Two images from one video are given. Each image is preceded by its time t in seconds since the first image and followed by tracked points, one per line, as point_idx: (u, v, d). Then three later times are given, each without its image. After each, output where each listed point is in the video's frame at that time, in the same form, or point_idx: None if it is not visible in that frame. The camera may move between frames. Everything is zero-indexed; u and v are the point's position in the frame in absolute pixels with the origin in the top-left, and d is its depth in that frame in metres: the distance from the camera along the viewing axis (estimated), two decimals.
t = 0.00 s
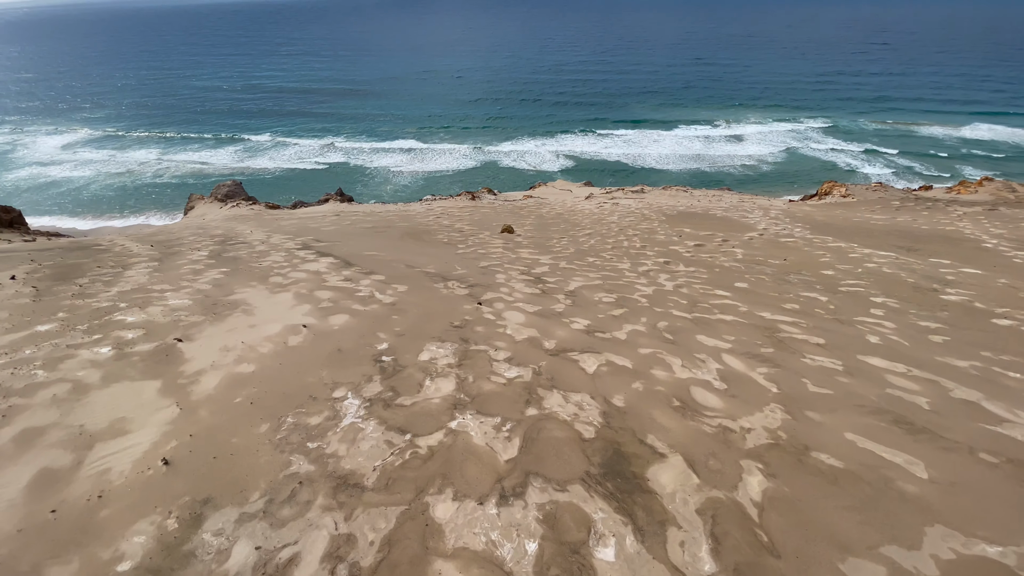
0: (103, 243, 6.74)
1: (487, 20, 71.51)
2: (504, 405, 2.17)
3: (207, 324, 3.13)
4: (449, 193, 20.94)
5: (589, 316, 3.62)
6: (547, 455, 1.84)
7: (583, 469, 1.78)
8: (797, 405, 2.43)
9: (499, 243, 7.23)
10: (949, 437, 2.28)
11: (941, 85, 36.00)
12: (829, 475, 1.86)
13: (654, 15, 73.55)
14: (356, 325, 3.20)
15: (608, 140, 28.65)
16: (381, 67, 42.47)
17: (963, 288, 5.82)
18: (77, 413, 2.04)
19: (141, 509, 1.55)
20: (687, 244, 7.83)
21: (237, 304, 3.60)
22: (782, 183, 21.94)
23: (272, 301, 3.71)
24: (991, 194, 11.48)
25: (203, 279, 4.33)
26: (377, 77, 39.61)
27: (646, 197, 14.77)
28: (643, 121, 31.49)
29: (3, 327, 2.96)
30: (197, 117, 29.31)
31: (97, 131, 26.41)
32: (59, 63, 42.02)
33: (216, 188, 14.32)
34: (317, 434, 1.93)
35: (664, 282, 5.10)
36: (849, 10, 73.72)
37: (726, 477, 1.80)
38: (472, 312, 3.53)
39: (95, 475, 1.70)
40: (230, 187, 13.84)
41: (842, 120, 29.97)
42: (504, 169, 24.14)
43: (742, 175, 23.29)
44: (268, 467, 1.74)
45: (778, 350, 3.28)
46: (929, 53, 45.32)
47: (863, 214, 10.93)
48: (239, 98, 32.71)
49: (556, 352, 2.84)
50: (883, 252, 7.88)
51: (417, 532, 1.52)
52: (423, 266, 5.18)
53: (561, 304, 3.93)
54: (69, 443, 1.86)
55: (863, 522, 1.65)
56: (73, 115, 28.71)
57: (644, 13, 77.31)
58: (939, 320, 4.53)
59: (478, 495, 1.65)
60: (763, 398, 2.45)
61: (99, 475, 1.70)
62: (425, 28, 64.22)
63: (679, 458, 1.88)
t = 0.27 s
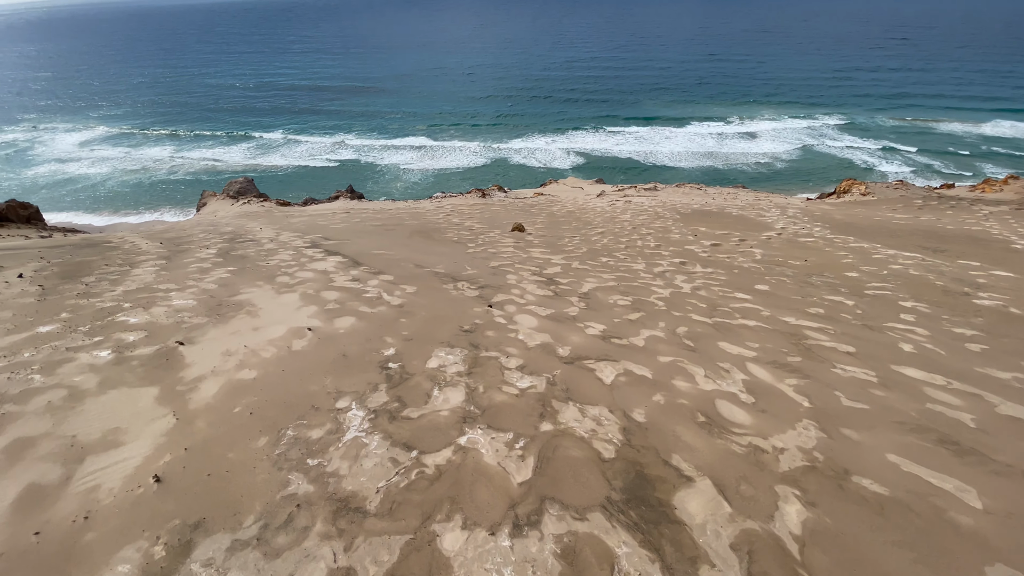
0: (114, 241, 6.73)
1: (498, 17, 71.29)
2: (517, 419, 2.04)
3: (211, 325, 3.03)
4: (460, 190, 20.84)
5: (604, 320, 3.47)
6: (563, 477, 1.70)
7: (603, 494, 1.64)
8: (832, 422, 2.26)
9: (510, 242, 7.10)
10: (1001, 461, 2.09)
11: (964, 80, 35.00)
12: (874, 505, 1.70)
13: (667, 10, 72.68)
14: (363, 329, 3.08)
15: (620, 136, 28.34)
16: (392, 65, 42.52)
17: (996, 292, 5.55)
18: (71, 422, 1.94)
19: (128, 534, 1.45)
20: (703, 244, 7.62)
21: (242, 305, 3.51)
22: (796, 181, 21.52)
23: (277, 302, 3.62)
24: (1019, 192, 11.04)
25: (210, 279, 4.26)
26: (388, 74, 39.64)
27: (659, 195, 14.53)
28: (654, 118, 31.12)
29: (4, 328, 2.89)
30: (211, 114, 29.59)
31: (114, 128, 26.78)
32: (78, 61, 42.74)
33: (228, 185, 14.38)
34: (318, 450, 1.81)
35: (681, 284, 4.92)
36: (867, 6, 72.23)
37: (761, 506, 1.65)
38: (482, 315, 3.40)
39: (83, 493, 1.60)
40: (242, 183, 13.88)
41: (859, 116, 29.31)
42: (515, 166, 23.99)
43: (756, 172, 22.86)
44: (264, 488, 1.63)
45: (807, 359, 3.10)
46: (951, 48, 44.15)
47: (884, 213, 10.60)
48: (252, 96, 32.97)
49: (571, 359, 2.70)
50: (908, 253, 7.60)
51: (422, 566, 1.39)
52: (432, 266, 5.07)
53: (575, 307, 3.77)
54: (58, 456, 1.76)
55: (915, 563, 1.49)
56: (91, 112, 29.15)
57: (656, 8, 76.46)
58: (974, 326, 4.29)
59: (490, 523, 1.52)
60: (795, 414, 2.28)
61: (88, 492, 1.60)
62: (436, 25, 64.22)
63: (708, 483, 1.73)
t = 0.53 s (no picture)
0: (127, 235, 6.71)
1: (512, 11, 70.85)
2: (538, 439, 1.86)
3: (217, 327, 2.91)
4: (472, 186, 20.69)
5: (626, 325, 3.28)
6: (592, 511, 1.53)
7: (638, 531, 1.47)
8: (884, 446, 2.06)
9: (525, 239, 6.92)
10: None
11: (993, 73, 33.77)
12: (943, 551, 1.51)
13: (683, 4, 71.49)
14: (373, 332, 2.93)
15: (634, 131, 27.90)
16: (405, 59, 42.46)
17: None
18: (63, 433, 1.82)
19: (113, 568, 1.32)
20: (725, 243, 7.34)
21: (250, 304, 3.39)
22: (816, 178, 20.96)
23: (285, 301, 3.49)
24: None
25: (219, 277, 4.15)
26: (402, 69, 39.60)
27: (676, 191, 14.20)
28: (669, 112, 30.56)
29: (7, 327, 2.80)
30: (227, 109, 29.85)
31: (133, 123, 27.14)
32: (99, 57, 43.43)
33: (243, 179, 14.42)
34: (323, 471, 1.66)
35: (706, 286, 4.68)
36: None
37: (815, 551, 1.47)
38: (499, 319, 3.23)
39: (69, 516, 1.47)
40: (256, 177, 13.89)
41: (883, 111, 28.45)
42: (527, 161, 23.75)
43: (774, 169, 22.31)
44: (263, 515, 1.49)
45: (848, 371, 2.87)
46: (979, 41, 42.68)
47: (912, 211, 10.18)
48: (267, 91, 33.19)
49: (595, 369, 2.51)
50: (942, 254, 7.24)
51: None
52: (445, 264, 4.90)
53: (595, 310, 3.58)
54: (46, 472, 1.64)
55: None
56: (111, 107, 29.60)
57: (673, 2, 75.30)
58: None
59: (511, 565, 1.37)
60: (843, 438, 2.08)
61: (74, 516, 1.47)
62: (450, 20, 64.06)
63: (753, 521, 1.55)
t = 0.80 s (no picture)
0: (144, 228, 6.73)
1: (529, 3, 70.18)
2: (561, 462, 1.72)
3: (225, 326, 2.82)
4: (487, 179, 20.52)
5: (651, 330, 3.10)
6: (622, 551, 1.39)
7: None
8: (942, 478, 1.87)
9: (542, 235, 6.74)
10: None
11: None
12: None
13: None
14: (385, 335, 2.80)
15: (651, 125, 27.38)
16: (422, 52, 42.34)
17: None
18: (58, 443, 1.74)
19: None
20: (750, 242, 7.07)
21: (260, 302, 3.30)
22: (840, 174, 20.31)
23: (297, 299, 3.39)
24: None
25: (231, 272, 4.08)
26: (418, 61, 39.49)
27: (697, 186, 13.83)
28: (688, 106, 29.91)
29: (15, 323, 2.75)
30: (246, 102, 30.11)
31: (155, 115, 27.54)
32: (123, 49, 44.16)
33: (261, 171, 14.49)
34: (328, 495, 1.55)
35: (733, 289, 4.47)
36: None
37: None
38: (516, 322, 3.08)
39: (57, 538, 1.37)
40: (274, 170, 13.92)
41: (912, 106, 27.44)
42: (543, 155, 23.47)
43: (796, 164, 21.69)
44: (262, 545, 1.38)
45: (894, 388, 2.66)
46: (1016, 32, 40.88)
47: (947, 210, 9.72)
48: (285, 84, 33.39)
49: (619, 380, 2.35)
50: (982, 256, 6.85)
51: None
52: (460, 262, 4.77)
53: (618, 313, 3.40)
54: (37, 486, 1.55)
55: None
56: (134, 99, 30.09)
57: None
58: None
59: None
60: (894, 468, 1.90)
61: (62, 538, 1.37)
62: (467, 12, 63.72)
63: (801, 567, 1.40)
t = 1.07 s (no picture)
0: (163, 219, 6.75)
1: None
2: (583, 487, 1.57)
3: (232, 323, 2.72)
4: (504, 173, 20.30)
5: (678, 336, 2.90)
6: None
7: None
8: (1011, 517, 1.67)
9: (559, 231, 6.56)
10: None
11: None
12: None
13: None
14: (396, 335, 2.65)
15: (672, 119, 26.78)
16: (440, 44, 42.16)
17: None
18: (48, 449, 1.65)
19: None
20: (777, 241, 6.77)
21: (269, 297, 3.19)
22: (867, 171, 19.60)
23: (307, 296, 3.28)
24: None
25: (242, 265, 4.00)
26: (436, 54, 39.34)
27: (720, 182, 13.40)
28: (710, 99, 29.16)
29: (22, 315, 2.71)
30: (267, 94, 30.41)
31: (179, 107, 28.00)
32: (149, 41, 45.02)
33: (280, 163, 14.54)
34: (330, 519, 1.43)
35: (763, 291, 4.22)
36: None
37: None
38: (534, 324, 2.91)
39: (36, 560, 1.28)
40: (293, 162, 13.96)
41: (946, 100, 26.30)
42: (561, 149, 23.13)
43: (821, 160, 20.97)
44: None
45: (947, 406, 2.44)
46: None
47: (987, 209, 9.20)
48: (306, 76, 33.60)
49: (646, 393, 2.16)
50: None
51: None
52: (475, 258, 4.62)
53: (641, 316, 3.21)
54: (21, 498, 1.45)
55: None
56: (160, 91, 30.64)
57: None
58: None
59: None
60: (955, 504, 1.71)
61: (43, 558, 1.28)
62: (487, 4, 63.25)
63: None
